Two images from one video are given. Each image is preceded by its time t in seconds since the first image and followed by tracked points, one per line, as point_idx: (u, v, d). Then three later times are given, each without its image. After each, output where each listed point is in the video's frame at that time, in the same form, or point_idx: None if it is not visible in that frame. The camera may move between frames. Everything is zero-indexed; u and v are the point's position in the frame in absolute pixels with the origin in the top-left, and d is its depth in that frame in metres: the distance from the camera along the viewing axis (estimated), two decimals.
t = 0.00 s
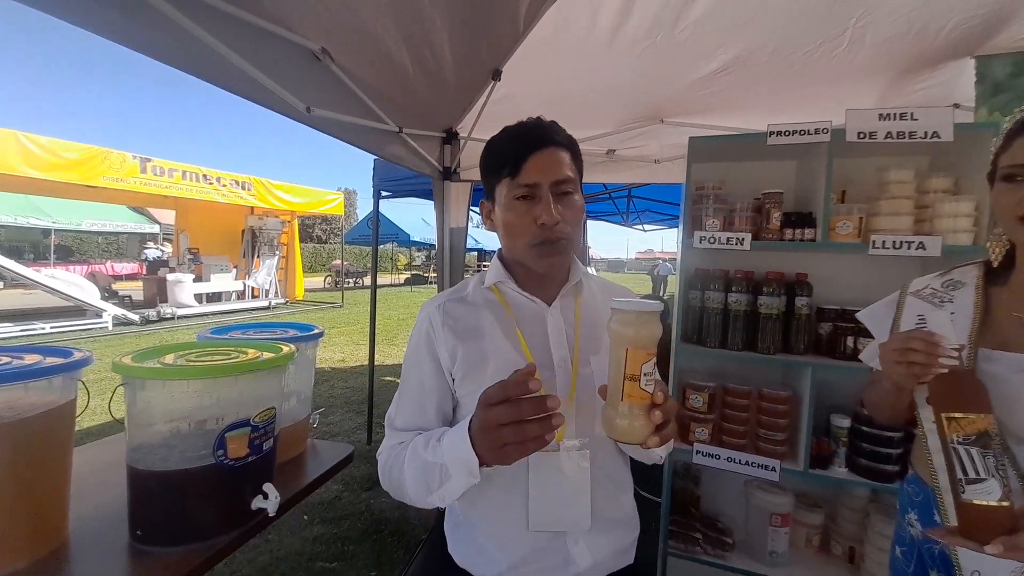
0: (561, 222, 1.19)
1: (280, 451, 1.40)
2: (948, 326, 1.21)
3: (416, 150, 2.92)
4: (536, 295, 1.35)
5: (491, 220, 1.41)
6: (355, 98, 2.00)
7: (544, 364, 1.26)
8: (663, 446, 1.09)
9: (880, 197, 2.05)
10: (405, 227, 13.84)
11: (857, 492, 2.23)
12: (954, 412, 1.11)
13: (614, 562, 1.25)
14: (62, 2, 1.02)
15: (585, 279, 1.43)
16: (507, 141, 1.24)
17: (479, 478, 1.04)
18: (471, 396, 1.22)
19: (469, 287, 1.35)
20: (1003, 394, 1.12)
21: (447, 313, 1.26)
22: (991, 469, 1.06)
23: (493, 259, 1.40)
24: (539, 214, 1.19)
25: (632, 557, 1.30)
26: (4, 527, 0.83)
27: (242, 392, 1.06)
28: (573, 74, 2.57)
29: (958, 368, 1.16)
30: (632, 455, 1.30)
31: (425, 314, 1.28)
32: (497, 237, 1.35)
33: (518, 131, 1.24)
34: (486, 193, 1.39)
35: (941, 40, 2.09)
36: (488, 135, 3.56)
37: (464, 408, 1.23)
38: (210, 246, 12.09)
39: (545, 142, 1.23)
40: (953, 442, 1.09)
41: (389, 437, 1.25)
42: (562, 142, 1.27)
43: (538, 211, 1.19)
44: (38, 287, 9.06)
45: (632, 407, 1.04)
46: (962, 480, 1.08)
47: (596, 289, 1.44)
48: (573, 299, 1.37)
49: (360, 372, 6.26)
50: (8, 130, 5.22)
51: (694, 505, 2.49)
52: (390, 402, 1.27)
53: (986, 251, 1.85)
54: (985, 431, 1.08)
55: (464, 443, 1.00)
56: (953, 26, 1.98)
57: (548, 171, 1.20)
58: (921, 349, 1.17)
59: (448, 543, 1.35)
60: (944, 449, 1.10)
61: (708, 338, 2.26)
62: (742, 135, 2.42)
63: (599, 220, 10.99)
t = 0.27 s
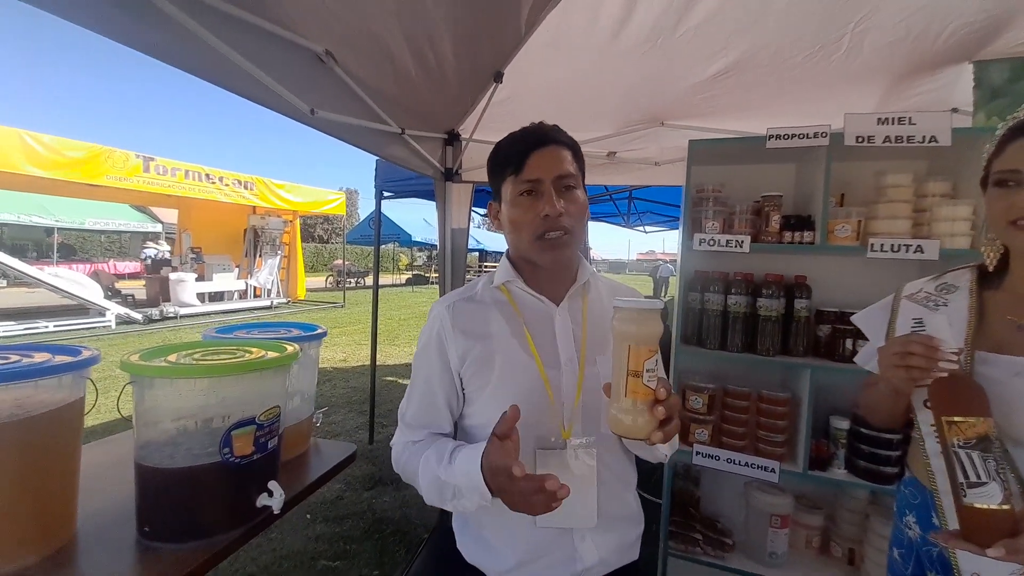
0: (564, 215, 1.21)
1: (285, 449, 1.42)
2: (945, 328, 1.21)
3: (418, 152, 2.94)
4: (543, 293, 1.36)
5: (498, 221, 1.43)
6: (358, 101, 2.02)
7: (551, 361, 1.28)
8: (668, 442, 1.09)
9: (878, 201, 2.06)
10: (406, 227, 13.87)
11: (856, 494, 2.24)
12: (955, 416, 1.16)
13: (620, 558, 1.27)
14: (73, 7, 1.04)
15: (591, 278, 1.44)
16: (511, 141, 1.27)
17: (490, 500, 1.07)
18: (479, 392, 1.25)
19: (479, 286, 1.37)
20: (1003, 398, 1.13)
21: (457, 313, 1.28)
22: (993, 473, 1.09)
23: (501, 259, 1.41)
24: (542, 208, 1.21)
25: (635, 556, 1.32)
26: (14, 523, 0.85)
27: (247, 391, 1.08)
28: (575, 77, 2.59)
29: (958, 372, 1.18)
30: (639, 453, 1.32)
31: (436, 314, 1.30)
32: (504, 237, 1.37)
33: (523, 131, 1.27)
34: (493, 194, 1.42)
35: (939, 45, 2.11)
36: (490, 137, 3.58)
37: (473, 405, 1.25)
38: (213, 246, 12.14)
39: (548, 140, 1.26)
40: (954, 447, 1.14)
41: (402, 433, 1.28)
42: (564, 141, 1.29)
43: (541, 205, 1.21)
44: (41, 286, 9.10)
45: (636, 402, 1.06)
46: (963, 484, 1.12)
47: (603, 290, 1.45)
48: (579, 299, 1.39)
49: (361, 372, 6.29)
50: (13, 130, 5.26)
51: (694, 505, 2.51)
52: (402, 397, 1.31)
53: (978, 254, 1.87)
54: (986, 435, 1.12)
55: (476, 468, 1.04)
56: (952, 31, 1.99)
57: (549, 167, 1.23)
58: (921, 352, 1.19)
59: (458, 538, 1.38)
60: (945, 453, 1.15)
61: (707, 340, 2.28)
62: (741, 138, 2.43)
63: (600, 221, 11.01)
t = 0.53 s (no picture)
0: (573, 214, 1.22)
1: (284, 440, 1.44)
2: (944, 334, 1.22)
3: (421, 149, 2.95)
4: (550, 291, 1.37)
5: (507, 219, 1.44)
6: (362, 97, 2.03)
7: (555, 357, 1.29)
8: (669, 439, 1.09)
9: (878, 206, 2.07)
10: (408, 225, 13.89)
11: (852, 498, 2.25)
12: (953, 421, 1.12)
13: (618, 555, 1.27)
14: None
15: (598, 278, 1.45)
16: (523, 140, 1.28)
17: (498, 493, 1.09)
18: (483, 386, 1.26)
19: (487, 282, 1.36)
20: (999, 404, 1.13)
21: (464, 309, 1.28)
22: (990, 478, 1.07)
23: (509, 256, 1.42)
24: (552, 206, 1.22)
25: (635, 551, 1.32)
26: (15, 507, 0.86)
27: (248, 381, 1.09)
28: (579, 77, 2.59)
29: (956, 377, 1.16)
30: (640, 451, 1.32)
31: (444, 309, 1.30)
32: (513, 235, 1.38)
33: (534, 130, 1.29)
34: (504, 193, 1.43)
35: (943, 52, 2.11)
36: (494, 136, 3.59)
37: (477, 400, 1.26)
38: (215, 240, 12.17)
39: (559, 140, 1.27)
40: (952, 451, 1.10)
41: (409, 422, 1.30)
42: (575, 141, 1.30)
43: (550, 203, 1.22)
44: (44, 276, 9.13)
45: (639, 400, 1.07)
46: (961, 488, 1.09)
47: (609, 289, 1.46)
48: (586, 298, 1.39)
49: (361, 368, 6.31)
50: (19, 120, 5.28)
51: (690, 506, 2.51)
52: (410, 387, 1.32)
53: (977, 261, 1.87)
54: (984, 440, 1.10)
55: (486, 463, 1.06)
56: (955, 39, 2.00)
57: (559, 166, 1.24)
58: (919, 357, 1.18)
59: (458, 530, 1.39)
60: (944, 458, 1.11)
61: (706, 341, 2.29)
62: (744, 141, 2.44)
63: (602, 223, 11.02)
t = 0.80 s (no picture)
0: (582, 216, 1.20)
1: (283, 445, 1.42)
2: (950, 332, 1.21)
3: (418, 149, 2.93)
4: (557, 292, 1.35)
5: (514, 218, 1.42)
6: (358, 96, 2.01)
7: (562, 357, 1.28)
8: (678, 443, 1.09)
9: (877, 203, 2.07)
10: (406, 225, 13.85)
11: (853, 494, 2.26)
12: (964, 421, 1.11)
13: (625, 558, 1.26)
14: None
15: (603, 278, 1.43)
16: (532, 140, 1.27)
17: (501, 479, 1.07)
18: (490, 385, 1.24)
19: (492, 282, 1.36)
20: (1005, 401, 1.13)
21: (471, 308, 1.28)
22: (1002, 479, 1.06)
23: (516, 255, 1.40)
24: (561, 208, 1.20)
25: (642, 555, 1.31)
26: (8, 517, 0.84)
27: (244, 386, 1.08)
28: (576, 75, 2.58)
29: (963, 377, 1.16)
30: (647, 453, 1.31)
31: (449, 308, 1.30)
32: (520, 234, 1.37)
33: (544, 129, 1.27)
34: (511, 191, 1.41)
35: (941, 47, 2.11)
36: (491, 135, 3.57)
37: (483, 400, 1.25)
38: (211, 241, 12.11)
39: (570, 140, 1.25)
40: (963, 452, 1.10)
41: (415, 422, 1.29)
42: (585, 141, 1.29)
43: (559, 205, 1.21)
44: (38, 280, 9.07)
45: (647, 403, 1.06)
46: (973, 490, 1.08)
47: (615, 289, 1.45)
48: (593, 298, 1.37)
49: (360, 369, 6.28)
50: (10, 122, 5.23)
51: (691, 505, 2.51)
52: (417, 388, 1.31)
53: (982, 257, 1.87)
54: (995, 440, 1.09)
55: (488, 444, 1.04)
56: (954, 33, 1.99)
57: (569, 167, 1.22)
58: (927, 356, 1.18)
59: (464, 531, 1.38)
60: (955, 459, 1.10)
61: (706, 340, 2.28)
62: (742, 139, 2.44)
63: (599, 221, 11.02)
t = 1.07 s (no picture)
0: (586, 222, 1.19)
1: (276, 456, 1.40)
2: (952, 335, 1.20)
3: (413, 155, 2.92)
4: (563, 299, 1.34)
5: (519, 224, 1.41)
6: (353, 102, 2.00)
7: (568, 366, 1.26)
8: (685, 458, 1.09)
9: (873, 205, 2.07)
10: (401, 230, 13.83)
11: (852, 497, 2.25)
12: (967, 425, 1.08)
13: (628, 569, 1.24)
14: (63, 8, 1.02)
15: (609, 287, 1.42)
16: (537, 146, 1.26)
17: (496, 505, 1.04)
18: (496, 395, 1.22)
19: (497, 289, 1.34)
20: (1008, 405, 1.13)
21: (475, 316, 1.25)
22: (1007, 484, 1.03)
23: (521, 263, 1.39)
24: (566, 213, 1.19)
25: (644, 566, 1.30)
26: None
27: (238, 398, 1.06)
28: (571, 80, 2.58)
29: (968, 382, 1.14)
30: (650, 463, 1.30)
31: (452, 315, 1.28)
32: (524, 240, 1.36)
33: (549, 135, 1.26)
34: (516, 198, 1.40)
35: (934, 50, 2.12)
36: (486, 140, 3.57)
37: (488, 410, 1.24)
38: (205, 248, 12.05)
39: (574, 146, 1.25)
40: (967, 457, 1.06)
41: (416, 433, 1.26)
42: (590, 147, 1.28)
43: (564, 211, 1.20)
44: (30, 289, 8.98)
45: (654, 421, 1.05)
46: (976, 494, 1.04)
47: (617, 297, 1.43)
48: (597, 306, 1.37)
49: (356, 375, 6.24)
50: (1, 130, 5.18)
51: (691, 510, 2.50)
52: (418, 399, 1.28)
53: (979, 259, 1.87)
54: (998, 445, 1.06)
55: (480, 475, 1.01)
56: (946, 37, 2.01)
57: (575, 172, 1.21)
58: (930, 360, 1.14)
59: (465, 544, 1.35)
60: (958, 463, 1.07)
61: (704, 344, 2.27)
62: (737, 142, 2.44)
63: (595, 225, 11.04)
